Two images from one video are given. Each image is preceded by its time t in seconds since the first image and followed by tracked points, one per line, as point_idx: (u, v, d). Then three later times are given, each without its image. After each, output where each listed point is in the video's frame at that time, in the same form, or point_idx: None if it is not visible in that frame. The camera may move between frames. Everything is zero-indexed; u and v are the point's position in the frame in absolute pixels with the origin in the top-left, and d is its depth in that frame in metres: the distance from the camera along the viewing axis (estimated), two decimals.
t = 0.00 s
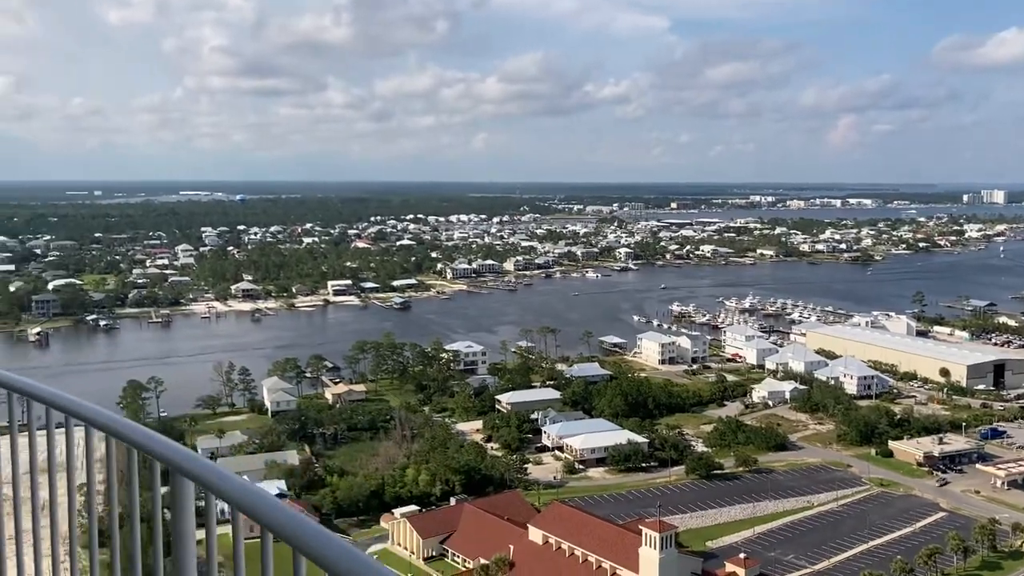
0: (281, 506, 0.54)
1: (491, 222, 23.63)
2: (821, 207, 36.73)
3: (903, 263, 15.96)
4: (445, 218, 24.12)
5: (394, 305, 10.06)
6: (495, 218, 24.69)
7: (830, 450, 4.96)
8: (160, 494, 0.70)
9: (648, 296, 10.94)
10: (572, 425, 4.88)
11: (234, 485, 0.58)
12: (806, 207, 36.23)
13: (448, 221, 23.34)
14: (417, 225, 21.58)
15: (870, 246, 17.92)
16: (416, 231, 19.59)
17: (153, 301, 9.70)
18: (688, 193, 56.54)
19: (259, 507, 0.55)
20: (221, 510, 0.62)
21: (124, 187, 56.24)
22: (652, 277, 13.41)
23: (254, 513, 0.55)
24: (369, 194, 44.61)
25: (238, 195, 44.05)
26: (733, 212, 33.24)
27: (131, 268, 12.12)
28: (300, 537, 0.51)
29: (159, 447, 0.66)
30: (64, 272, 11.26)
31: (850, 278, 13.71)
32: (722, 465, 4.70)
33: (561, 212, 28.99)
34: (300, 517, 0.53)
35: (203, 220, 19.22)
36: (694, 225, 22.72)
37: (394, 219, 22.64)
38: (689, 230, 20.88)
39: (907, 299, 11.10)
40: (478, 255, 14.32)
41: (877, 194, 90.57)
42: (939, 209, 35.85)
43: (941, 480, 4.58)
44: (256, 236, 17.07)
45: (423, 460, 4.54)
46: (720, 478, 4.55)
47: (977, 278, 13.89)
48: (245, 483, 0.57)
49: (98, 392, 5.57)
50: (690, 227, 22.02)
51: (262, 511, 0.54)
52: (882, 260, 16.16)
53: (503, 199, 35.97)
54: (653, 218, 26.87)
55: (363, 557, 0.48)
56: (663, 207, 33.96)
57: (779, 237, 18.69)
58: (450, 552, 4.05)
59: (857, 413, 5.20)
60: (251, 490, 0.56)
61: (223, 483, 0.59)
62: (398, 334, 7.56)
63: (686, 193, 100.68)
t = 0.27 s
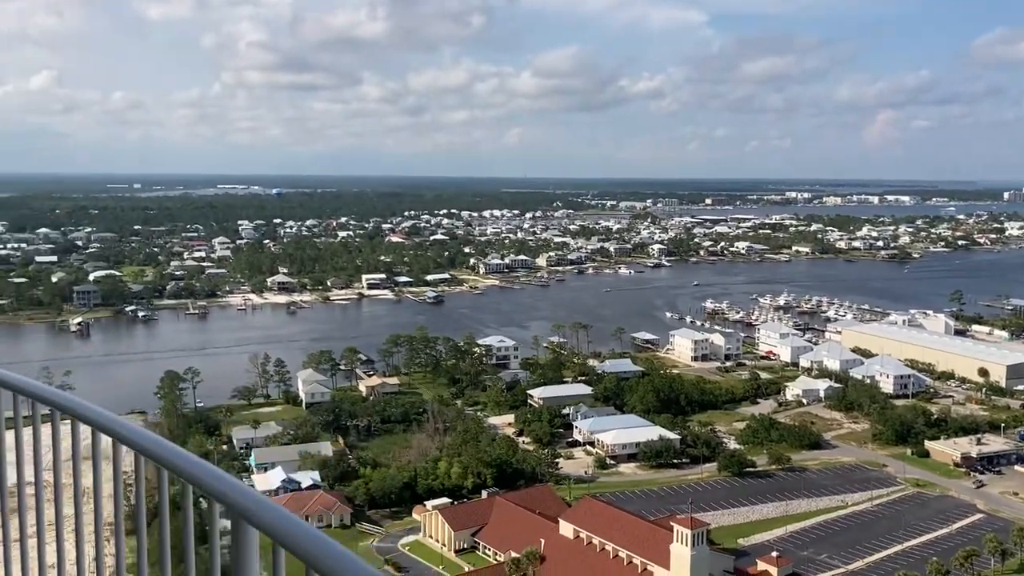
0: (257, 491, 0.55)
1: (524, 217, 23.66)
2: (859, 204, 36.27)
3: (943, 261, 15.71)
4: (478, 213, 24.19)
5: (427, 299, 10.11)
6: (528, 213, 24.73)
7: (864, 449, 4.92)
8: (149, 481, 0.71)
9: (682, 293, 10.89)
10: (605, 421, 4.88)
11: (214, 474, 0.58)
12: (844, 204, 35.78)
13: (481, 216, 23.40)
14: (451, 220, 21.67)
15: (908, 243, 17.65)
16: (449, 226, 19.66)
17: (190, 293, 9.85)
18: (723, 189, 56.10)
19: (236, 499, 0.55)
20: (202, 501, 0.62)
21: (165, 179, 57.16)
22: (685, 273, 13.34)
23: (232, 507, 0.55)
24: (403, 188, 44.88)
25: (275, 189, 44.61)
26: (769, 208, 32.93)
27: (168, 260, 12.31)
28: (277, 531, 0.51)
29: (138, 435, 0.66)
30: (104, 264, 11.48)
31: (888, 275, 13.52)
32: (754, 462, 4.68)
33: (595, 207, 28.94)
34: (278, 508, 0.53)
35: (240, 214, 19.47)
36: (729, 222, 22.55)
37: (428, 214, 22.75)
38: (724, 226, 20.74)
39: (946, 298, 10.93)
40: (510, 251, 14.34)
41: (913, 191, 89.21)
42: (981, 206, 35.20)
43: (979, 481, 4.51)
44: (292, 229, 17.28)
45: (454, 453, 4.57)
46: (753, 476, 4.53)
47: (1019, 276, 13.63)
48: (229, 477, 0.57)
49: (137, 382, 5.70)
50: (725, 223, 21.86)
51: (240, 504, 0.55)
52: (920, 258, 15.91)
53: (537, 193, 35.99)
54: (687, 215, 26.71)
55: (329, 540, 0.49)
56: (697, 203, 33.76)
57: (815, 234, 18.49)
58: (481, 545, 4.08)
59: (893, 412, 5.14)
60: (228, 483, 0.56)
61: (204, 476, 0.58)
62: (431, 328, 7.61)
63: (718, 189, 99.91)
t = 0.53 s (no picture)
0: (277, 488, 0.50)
1: (568, 206, 23.58)
2: (911, 194, 35.52)
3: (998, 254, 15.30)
4: (523, 202, 24.18)
5: (470, 288, 10.13)
6: (572, 203, 24.65)
7: (915, 446, 4.82)
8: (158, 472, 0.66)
9: (728, 284, 10.76)
10: (648, 413, 4.85)
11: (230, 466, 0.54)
12: (896, 194, 35.07)
13: (525, 205, 23.39)
14: (495, 209, 21.69)
15: (963, 236, 17.23)
16: (493, 215, 19.68)
17: (237, 280, 9.98)
18: (769, 179, 55.33)
19: (251, 495, 0.51)
20: (215, 495, 0.58)
21: (212, 166, 58.09)
22: (732, 265, 13.19)
23: (246, 502, 0.51)
24: (447, 176, 45.08)
25: (321, 176, 45.12)
26: (818, 199, 32.41)
27: (216, 247, 12.50)
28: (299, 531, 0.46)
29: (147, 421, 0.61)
30: (154, 250, 11.70)
31: (941, 269, 13.22)
32: (801, 457, 4.61)
33: (640, 197, 28.74)
34: (299, 505, 0.48)
35: (286, 202, 19.70)
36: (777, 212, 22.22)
37: (473, 203, 22.80)
38: (772, 217, 20.45)
39: (1001, 292, 10.65)
40: (554, 240, 14.30)
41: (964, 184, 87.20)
42: None
43: None
44: (338, 217, 17.44)
45: (497, 442, 4.56)
46: (799, 471, 4.46)
47: None
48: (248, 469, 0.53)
49: (185, 368, 5.83)
50: (773, 214, 21.55)
51: (256, 500, 0.50)
52: (975, 251, 15.53)
53: (581, 183, 35.87)
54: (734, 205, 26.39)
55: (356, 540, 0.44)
56: (744, 193, 33.36)
57: (865, 225, 18.14)
58: (522, 535, 4.07)
59: (944, 408, 5.03)
60: (244, 478, 0.52)
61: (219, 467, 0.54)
62: (474, 317, 7.62)
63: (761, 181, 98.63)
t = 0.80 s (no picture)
0: (290, 504, 0.49)
1: (619, 199, 23.49)
2: (974, 189, 34.64)
3: None
4: (574, 195, 24.17)
5: (520, 279, 10.15)
6: (624, 195, 24.56)
7: (972, 445, 4.72)
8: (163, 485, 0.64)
9: (781, 279, 10.62)
10: (698, 408, 4.83)
11: (242, 478, 0.52)
12: (958, 189, 34.23)
13: (576, 197, 23.37)
14: (546, 201, 21.72)
15: None
16: (543, 207, 19.69)
17: (291, 269, 10.13)
18: (823, 172, 54.35)
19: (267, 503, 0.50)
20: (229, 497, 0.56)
21: (269, 158, 59.16)
22: (786, 259, 13.02)
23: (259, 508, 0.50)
24: (499, 168, 45.28)
25: (373, 169, 45.58)
26: (876, 193, 31.79)
27: (271, 236, 12.72)
28: (314, 553, 0.45)
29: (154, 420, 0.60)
30: (211, 240, 11.96)
31: (1003, 265, 12.87)
32: (854, 455, 4.54)
33: (693, 189, 28.53)
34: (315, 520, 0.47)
35: (340, 193, 19.97)
36: (833, 206, 21.85)
37: (525, 195, 22.85)
38: (828, 211, 20.11)
39: None
40: (605, 233, 14.27)
41: None
42: None
43: None
44: (389, 208, 17.60)
45: (545, 434, 4.57)
46: (851, 469, 4.40)
47: None
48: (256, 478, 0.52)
49: (241, 355, 5.96)
50: (829, 208, 21.19)
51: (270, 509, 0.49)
52: None
53: (635, 175, 35.69)
54: (789, 199, 26.01)
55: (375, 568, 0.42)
56: (800, 186, 32.90)
57: (924, 220, 17.75)
58: (570, 527, 4.08)
59: (1003, 408, 4.91)
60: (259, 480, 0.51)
61: (229, 475, 0.53)
62: (524, 309, 7.64)
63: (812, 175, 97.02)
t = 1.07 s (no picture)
0: (337, 497, 0.47)
1: (678, 189, 23.28)
2: None
3: None
4: (632, 184, 24.03)
5: (576, 270, 10.13)
6: (683, 185, 24.33)
7: None
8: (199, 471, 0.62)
9: (844, 272, 10.40)
10: (756, 402, 4.76)
11: (286, 470, 0.50)
12: None
13: (634, 187, 23.23)
14: (603, 190, 21.62)
15: None
16: (601, 197, 19.62)
17: (349, 257, 10.26)
18: (886, 163, 52.99)
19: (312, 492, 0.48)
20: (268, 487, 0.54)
21: (328, 147, 59.99)
22: (848, 252, 12.75)
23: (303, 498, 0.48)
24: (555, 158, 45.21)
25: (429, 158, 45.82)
26: (946, 184, 30.89)
27: (330, 224, 12.91)
28: (357, 543, 0.43)
29: (194, 406, 0.58)
30: (271, 227, 12.19)
31: None
32: (918, 453, 4.43)
33: (753, 180, 28.10)
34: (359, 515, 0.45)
35: (398, 182, 20.17)
36: (899, 198, 21.29)
37: (581, 184, 22.80)
38: (894, 203, 19.61)
39: None
40: (662, 223, 14.15)
41: None
42: None
43: None
44: (446, 198, 17.69)
45: (600, 425, 4.55)
46: (914, 467, 4.30)
47: None
48: (301, 471, 0.50)
49: (301, 341, 6.05)
50: (895, 200, 20.67)
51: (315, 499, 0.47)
52: None
53: (695, 165, 35.25)
54: (854, 190, 25.45)
55: (422, 563, 0.41)
56: (865, 177, 32.15)
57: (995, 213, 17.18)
58: (624, 519, 4.04)
59: None
60: (303, 471, 0.49)
61: (267, 462, 0.52)
62: (579, 300, 7.63)
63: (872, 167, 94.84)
